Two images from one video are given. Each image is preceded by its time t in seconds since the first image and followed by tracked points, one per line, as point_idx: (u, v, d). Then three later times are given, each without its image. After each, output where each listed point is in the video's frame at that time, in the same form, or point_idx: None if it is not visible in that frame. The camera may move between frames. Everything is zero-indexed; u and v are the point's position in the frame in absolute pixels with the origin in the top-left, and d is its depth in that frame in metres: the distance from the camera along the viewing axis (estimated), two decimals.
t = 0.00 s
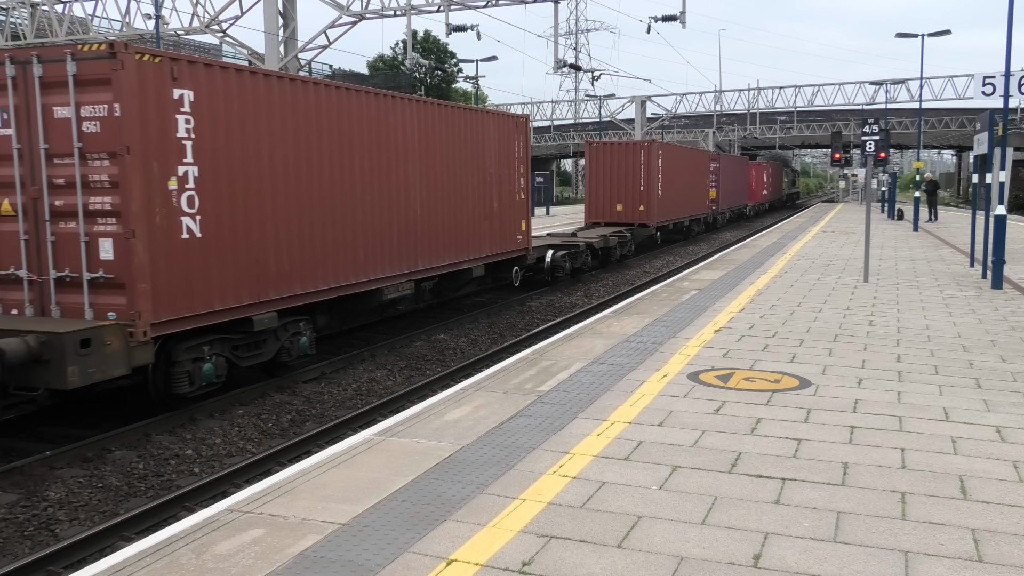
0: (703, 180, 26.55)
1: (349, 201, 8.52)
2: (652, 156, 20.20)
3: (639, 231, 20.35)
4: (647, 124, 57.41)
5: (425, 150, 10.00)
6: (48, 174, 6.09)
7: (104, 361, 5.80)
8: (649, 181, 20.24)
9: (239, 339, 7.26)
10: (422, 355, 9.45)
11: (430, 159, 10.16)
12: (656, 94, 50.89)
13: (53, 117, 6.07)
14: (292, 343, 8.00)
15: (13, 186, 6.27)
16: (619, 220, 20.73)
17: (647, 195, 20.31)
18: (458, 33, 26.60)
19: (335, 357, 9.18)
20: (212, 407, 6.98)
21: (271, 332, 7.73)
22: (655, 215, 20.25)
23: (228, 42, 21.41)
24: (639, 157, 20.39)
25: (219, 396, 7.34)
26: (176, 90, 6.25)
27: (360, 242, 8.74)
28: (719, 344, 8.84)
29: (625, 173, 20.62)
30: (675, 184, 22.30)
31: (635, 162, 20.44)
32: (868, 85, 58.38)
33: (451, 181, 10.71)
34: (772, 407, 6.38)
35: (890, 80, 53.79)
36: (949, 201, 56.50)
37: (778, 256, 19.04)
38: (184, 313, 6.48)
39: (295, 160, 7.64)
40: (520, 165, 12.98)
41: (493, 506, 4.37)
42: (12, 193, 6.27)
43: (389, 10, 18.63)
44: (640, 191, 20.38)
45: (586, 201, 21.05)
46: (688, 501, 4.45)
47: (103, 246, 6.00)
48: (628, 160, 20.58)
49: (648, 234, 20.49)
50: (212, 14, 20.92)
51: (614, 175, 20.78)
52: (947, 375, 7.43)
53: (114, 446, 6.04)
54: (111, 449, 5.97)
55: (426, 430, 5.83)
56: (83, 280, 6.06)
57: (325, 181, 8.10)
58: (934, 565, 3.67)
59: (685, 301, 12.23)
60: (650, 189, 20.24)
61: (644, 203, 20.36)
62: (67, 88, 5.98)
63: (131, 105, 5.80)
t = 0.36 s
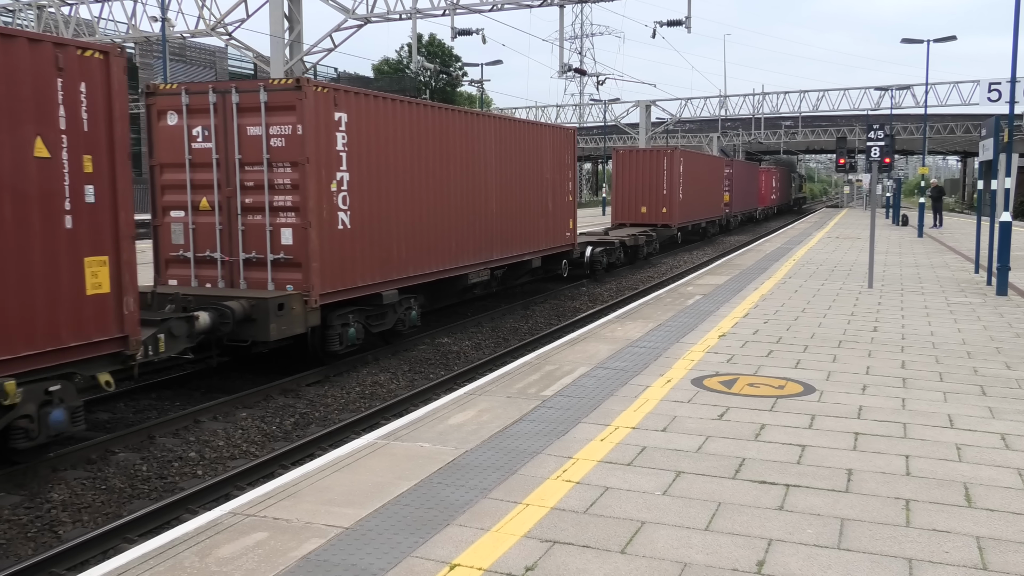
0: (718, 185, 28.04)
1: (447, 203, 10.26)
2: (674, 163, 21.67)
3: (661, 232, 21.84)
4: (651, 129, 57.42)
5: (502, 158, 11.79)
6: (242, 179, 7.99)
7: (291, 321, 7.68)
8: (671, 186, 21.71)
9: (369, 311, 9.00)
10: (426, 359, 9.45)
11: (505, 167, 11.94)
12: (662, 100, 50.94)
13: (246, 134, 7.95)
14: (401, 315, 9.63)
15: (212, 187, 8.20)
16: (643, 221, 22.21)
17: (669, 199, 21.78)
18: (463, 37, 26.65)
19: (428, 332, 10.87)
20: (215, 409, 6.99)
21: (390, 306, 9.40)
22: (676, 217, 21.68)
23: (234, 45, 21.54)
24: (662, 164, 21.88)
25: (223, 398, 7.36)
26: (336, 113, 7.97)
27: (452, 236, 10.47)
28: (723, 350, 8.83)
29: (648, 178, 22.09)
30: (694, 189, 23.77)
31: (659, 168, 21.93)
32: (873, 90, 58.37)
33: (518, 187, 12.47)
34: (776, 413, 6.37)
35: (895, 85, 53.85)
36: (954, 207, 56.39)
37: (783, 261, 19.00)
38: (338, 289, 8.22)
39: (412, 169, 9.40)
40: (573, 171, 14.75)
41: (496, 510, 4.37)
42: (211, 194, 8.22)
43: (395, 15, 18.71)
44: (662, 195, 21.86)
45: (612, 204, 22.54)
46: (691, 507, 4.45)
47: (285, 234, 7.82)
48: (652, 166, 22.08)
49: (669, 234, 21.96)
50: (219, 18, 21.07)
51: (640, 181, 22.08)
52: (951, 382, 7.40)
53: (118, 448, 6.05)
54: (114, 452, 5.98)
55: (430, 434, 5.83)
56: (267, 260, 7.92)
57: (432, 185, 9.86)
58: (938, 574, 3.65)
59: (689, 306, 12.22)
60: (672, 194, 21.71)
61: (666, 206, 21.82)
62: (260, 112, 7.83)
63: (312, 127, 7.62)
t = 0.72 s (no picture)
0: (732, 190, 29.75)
1: (514, 209, 12.16)
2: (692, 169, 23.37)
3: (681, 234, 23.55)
4: (655, 133, 57.45)
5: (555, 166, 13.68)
6: (364, 185, 9.84)
7: (408, 299, 9.57)
8: (690, 191, 23.41)
9: (458, 294, 10.99)
10: (429, 364, 9.44)
11: (557, 174, 13.84)
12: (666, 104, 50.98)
13: (368, 148, 9.81)
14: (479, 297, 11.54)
15: (338, 191, 10.08)
16: (663, 223, 23.93)
17: (688, 203, 23.47)
18: (468, 41, 26.67)
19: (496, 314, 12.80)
20: (219, 413, 6.99)
21: (473, 291, 11.38)
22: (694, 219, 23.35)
23: (239, 50, 21.62)
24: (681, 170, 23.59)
25: (226, 403, 7.35)
26: (438, 131, 9.84)
27: (508, 238, 12.10)
28: (727, 355, 8.82)
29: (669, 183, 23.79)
30: (711, 194, 25.44)
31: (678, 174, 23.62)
32: (877, 95, 58.38)
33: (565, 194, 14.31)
34: (780, 419, 6.36)
35: (899, 90, 53.83)
36: (958, 212, 56.24)
37: (787, 267, 18.98)
38: (438, 274, 10.14)
39: (490, 180, 11.30)
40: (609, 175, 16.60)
41: (500, 517, 4.36)
42: (338, 196, 10.08)
43: (399, 19, 18.76)
44: (682, 199, 23.56)
45: (635, 207, 24.26)
46: (695, 513, 4.43)
47: (399, 229, 9.73)
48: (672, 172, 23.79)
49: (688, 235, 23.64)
50: (224, 22, 21.16)
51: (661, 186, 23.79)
52: (956, 388, 7.37)
53: (122, 451, 6.05)
54: (117, 455, 5.98)
55: (433, 439, 5.83)
56: (385, 250, 9.82)
57: (497, 193, 11.56)
58: None
59: (694, 311, 12.21)
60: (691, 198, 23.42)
61: (685, 209, 23.52)
62: (380, 131, 9.71)
63: (423, 143, 9.52)
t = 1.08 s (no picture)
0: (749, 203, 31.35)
1: (571, 219, 14.00)
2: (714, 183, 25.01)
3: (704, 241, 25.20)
4: (664, 145, 57.45)
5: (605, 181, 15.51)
6: (454, 196, 11.76)
7: (493, 291, 11.36)
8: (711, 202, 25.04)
9: (527, 290, 12.91)
10: (437, 374, 9.42)
11: (607, 189, 15.70)
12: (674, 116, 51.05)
13: (458, 165, 11.72)
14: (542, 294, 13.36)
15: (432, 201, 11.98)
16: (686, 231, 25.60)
17: (710, 213, 25.11)
18: (477, 52, 26.76)
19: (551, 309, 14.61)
20: (227, 422, 6.99)
21: (539, 287, 13.26)
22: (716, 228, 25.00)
23: (249, 59, 21.77)
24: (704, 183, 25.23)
25: (234, 412, 7.35)
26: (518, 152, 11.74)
27: (567, 243, 13.90)
28: (735, 368, 8.77)
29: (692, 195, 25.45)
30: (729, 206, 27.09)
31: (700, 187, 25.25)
32: (887, 107, 58.36)
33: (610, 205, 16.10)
34: (788, 432, 6.32)
35: (908, 103, 53.79)
36: (968, 225, 55.93)
37: (795, 279, 18.90)
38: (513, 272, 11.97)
39: (553, 194, 13.12)
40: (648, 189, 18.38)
41: (508, 529, 4.34)
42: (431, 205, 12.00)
43: (410, 30, 18.86)
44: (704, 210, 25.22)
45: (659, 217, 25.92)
46: (703, 527, 4.40)
47: (484, 232, 11.62)
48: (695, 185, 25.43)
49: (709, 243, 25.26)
50: (235, 32, 21.33)
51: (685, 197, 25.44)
52: (965, 403, 7.31)
53: (129, 459, 6.06)
54: (125, 464, 5.98)
55: (441, 450, 5.81)
56: (471, 251, 11.70)
57: (560, 204, 13.42)
58: None
59: (702, 323, 12.17)
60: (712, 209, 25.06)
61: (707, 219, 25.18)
62: (468, 151, 11.61)
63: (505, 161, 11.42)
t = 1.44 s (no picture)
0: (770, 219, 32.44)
1: (625, 235, 15.85)
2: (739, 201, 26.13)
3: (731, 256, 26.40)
4: (678, 162, 57.36)
5: (648, 201, 17.35)
6: (527, 214, 13.51)
7: (563, 295, 13.10)
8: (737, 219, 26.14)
9: (587, 295, 14.68)
10: (451, 391, 9.39)
11: (649, 207, 17.55)
12: (688, 133, 51.07)
13: (531, 186, 13.54)
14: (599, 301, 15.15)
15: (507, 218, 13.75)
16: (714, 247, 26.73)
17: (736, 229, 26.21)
18: (493, 69, 26.90)
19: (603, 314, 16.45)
20: (241, 438, 6.99)
21: (596, 293, 14.95)
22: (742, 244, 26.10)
23: (266, 76, 22.00)
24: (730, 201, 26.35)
25: (249, 427, 7.34)
26: (581, 176, 13.53)
27: (619, 255, 15.66)
28: (750, 385, 8.69)
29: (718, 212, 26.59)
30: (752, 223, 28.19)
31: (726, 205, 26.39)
32: (903, 124, 58.15)
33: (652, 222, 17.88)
34: (805, 451, 6.23)
35: (924, 120, 53.59)
36: (984, 243, 55.48)
37: (810, 296, 18.77)
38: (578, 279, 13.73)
39: (609, 212, 14.91)
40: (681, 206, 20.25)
41: (521, 546, 4.29)
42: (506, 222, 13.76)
43: (425, 47, 19.00)
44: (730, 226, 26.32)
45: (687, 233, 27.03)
46: (719, 546, 4.33)
47: (552, 244, 13.32)
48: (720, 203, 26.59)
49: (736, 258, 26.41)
50: (252, 49, 21.59)
51: (712, 215, 26.58)
52: (984, 422, 7.19)
53: (144, 476, 6.05)
54: (140, 480, 5.97)
55: (455, 467, 5.77)
56: (542, 260, 13.40)
57: (614, 220, 15.20)
58: None
59: (716, 340, 12.08)
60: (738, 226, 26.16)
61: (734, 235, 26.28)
62: (540, 174, 13.42)
63: (573, 183, 13.22)
